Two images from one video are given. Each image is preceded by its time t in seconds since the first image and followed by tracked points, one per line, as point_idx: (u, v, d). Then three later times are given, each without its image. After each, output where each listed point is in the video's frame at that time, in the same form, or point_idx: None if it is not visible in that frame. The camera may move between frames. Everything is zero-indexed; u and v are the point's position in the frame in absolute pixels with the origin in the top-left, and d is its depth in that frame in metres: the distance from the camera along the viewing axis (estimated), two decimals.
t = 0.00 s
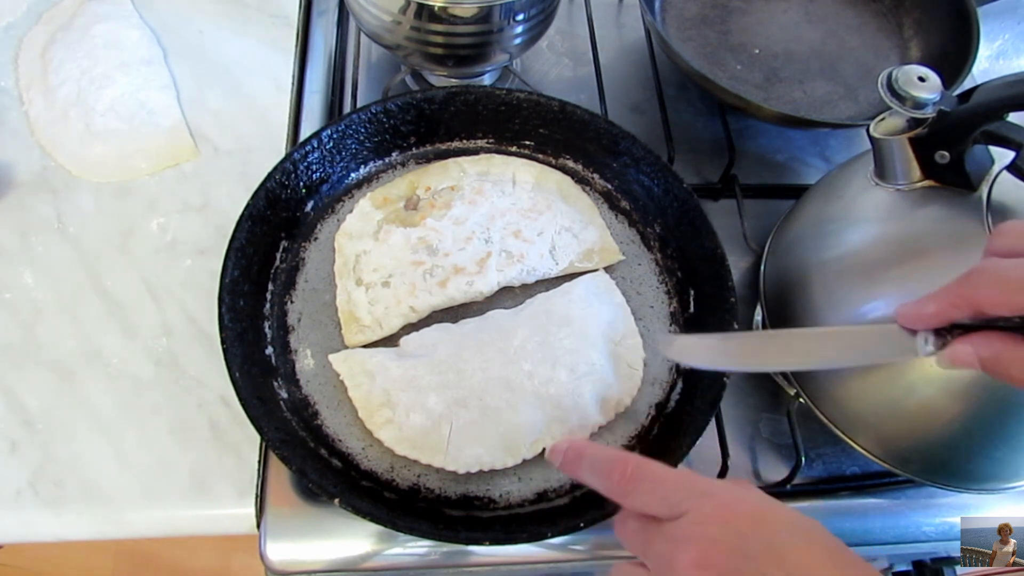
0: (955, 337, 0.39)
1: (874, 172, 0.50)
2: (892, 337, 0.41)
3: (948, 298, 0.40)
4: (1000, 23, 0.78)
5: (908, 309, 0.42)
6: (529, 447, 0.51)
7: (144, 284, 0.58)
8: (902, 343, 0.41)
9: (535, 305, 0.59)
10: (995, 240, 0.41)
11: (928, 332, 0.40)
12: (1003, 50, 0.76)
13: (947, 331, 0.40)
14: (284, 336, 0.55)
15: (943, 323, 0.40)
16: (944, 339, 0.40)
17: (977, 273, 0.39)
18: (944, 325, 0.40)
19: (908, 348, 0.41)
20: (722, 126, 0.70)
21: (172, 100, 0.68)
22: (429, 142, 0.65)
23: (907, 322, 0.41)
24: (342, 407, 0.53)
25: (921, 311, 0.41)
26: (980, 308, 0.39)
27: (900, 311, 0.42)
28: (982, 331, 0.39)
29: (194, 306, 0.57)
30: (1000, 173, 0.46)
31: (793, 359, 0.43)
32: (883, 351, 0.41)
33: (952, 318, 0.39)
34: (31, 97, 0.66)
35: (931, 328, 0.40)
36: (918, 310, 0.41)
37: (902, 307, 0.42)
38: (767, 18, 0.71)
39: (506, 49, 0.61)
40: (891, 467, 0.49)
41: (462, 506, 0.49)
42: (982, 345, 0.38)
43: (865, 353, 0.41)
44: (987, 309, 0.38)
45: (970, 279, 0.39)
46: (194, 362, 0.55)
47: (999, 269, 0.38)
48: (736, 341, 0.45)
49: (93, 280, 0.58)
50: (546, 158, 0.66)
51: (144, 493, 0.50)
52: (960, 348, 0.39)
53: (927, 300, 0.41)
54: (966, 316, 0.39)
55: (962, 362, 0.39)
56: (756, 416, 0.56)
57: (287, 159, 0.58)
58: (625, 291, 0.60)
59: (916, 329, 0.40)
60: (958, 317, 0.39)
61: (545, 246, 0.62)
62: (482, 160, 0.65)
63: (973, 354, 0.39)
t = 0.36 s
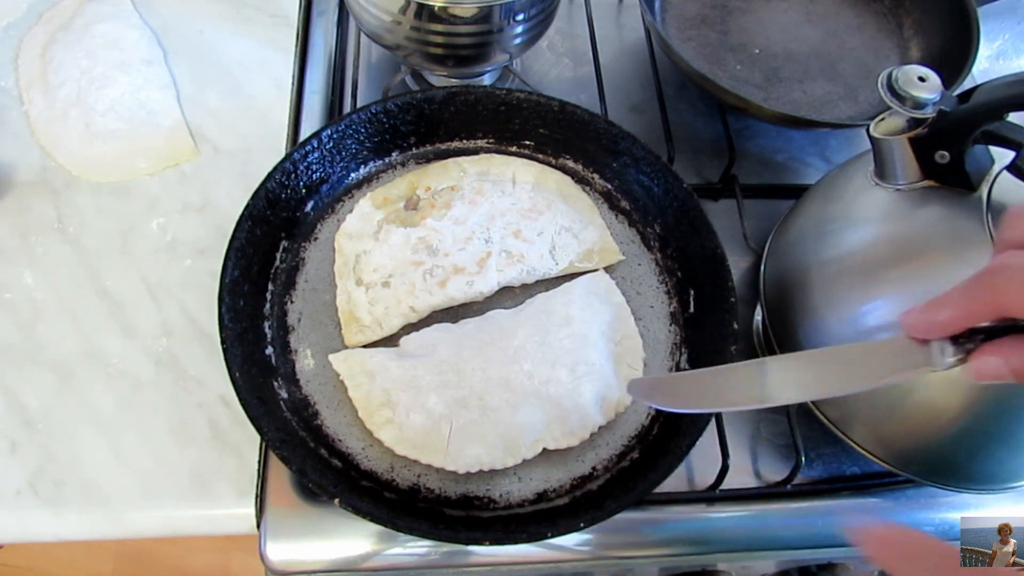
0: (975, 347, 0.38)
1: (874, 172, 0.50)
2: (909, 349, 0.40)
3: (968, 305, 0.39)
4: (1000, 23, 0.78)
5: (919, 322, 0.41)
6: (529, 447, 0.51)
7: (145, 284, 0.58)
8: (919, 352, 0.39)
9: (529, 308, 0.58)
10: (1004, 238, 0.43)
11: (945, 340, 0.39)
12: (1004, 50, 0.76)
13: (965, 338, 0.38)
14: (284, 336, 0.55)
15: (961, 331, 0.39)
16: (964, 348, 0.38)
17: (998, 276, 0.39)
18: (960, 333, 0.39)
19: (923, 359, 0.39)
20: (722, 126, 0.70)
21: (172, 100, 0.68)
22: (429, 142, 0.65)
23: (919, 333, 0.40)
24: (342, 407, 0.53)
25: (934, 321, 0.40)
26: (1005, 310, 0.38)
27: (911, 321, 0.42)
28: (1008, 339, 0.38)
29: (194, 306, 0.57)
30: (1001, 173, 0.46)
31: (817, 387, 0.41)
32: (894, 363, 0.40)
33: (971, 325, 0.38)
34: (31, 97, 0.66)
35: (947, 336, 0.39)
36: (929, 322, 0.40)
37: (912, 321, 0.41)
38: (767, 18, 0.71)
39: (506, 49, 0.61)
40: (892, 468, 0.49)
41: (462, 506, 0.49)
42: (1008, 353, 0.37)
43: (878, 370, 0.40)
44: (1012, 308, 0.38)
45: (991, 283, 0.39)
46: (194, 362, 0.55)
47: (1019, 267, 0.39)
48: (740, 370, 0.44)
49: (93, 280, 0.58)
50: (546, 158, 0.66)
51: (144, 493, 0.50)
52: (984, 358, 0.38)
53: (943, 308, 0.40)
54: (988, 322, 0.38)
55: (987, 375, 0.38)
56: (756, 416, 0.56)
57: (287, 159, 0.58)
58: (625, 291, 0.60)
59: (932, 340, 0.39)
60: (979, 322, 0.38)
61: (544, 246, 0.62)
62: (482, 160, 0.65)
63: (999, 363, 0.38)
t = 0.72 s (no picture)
0: (980, 327, 0.38)
1: (874, 172, 0.50)
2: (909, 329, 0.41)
3: (975, 285, 0.38)
4: (1000, 23, 0.78)
5: (923, 293, 0.41)
6: (530, 447, 0.51)
7: (145, 284, 0.58)
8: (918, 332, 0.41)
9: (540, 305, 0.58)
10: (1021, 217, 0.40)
11: (945, 318, 0.39)
12: (1003, 50, 0.76)
13: (968, 318, 0.39)
14: (284, 336, 0.55)
15: (963, 310, 0.39)
16: (967, 327, 0.39)
17: (1005, 256, 0.38)
18: (965, 311, 0.39)
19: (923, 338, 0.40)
20: (722, 126, 0.70)
21: (172, 100, 0.68)
22: (430, 142, 0.65)
23: (921, 307, 0.41)
24: (342, 407, 0.53)
25: (939, 297, 0.40)
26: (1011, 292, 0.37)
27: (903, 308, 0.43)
28: (1013, 322, 0.38)
29: (194, 307, 0.57)
30: (1000, 174, 0.46)
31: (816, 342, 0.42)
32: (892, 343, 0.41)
33: (975, 303, 0.39)
34: (31, 97, 0.66)
35: (952, 313, 0.39)
36: (934, 297, 0.40)
37: (914, 290, 0.42)
38: (767, 19, 0.71)
39: (506, 49, 0.61)
40: (892, 468, 0.49)
41: (462, 505, 0.49)
42: (1011, 338, 0.37)
43: (874, 344, 0.41)
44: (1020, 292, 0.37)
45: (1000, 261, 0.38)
46: (194, 362, 0.55)
47: None
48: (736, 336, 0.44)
49: (93, 280, 0.58)
50: (546, 158, 0.66)
51: (145, 493, 0.50)
52: (984, 340, 0.38)
53: (947, 284, 0.40)
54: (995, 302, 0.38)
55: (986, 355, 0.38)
56: (756, 416, 0.56)
57: (287, 159, 0.58)
58: (625, 291, 0.60)
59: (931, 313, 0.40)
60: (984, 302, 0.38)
61: (545, 246, 0.62)
62: (482, 160, 0.65)
63: (1001, 347, 0.38)
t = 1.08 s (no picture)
0: (915, 373, 0.38)
1: (874, 172, 0.50)
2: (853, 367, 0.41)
3: (903, 332, 0.37)
4: (1000, 23, 0.78)
5: (863, 336, 0.40)
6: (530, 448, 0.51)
7: (145, 284, 0.58)
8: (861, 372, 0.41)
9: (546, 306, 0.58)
10: (971, 253, 0.38)
11: (885, 363, 0.39)
12: (1004, 50, 0.76)
13: (905, 363, 0.38)
14: (284, 336, 0.55)
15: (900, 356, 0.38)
16: (903, 373, 0.38)
17: (932, 304, 0.36)
18: (902, 357, 0.38)
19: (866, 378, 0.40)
20: (722, 126, 0.70)
21: (172, 100, 0.68)
22: (430, 142, 0.65)
23: (863, 351, 0.40)
24: (342, 407, 0.53)
25: (877, 340, 0.39)
26: (936, 343, 0.36)
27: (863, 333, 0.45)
28: (947, 369, 0.37)
29: (194, 306, 0.57)
30: (1000, 173, 0.46)
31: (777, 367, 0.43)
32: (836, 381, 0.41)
33: (909, 351, 0.38)
34: (31, 97, 0.66)
35: (890, 359, 0.39)
36: (873, 340, 0.39)
37: (858, 332, 0.41)
38: (768, 18, 0.71)
39: (506, 49, 0.61)
40: (891, 467, 0.49)
41: (462, 505, 0.49)
42: (939, 387, 0.37)
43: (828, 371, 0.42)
44: (942, 344, 0.36)
45: (927, 307, 0.36)
46: (194, 362, 0.55)
47: (955, 301, 0.35)
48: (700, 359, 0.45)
49: (93, 280, 0.58)
50: (547, 158, 0.66)
51: (145, 493, 0.50)
52: (914, 386, 0.37)
53: (884, 328, 0.39)
54: (925, 349, 0.37)
55: (915, 402, 0.37)
56: (756, 416, 0.56)
57: (287, 159, 0.58)
58: (625, 291, 0.60)
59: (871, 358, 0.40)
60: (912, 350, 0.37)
61: (545, 246, 0.62)
62: (482, 160, 0.65)
63: (930, 395, 0.37)
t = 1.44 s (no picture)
0: (954, 361, 0.39)
1: (874, 172, 0.50)
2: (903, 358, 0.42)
3: (949, 321, 0.39)
4: (1000, 23, 0.78)
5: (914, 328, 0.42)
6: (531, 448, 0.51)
7: (145, 284, 0.58)
8: (906, 358, 0.42)
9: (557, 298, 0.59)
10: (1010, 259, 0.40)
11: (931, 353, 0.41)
12: (1004, 50, 0.76)
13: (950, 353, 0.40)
14: (284, 336, 0.55)
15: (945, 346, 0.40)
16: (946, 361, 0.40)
17: (976, 294, 0.38)
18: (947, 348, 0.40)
19: (908, 365, 0.42)
20: (722, 126, 0.70)
21: (172, 100, 0.68)
22: (430, 142, 0.65)
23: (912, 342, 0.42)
24: (342, 407, 0.53)
25: (925, 331, 0.41)
26: (980, 332, 0.38)
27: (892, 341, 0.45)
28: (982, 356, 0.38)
29: (194, 306, 0.57)
30: (1000, 173, 0.46)
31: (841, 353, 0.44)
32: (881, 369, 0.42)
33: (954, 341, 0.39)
34: (31, 97, 0.66)
35: (937, 350, 0.40)
36: (921, 330, 0.41)
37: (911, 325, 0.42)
38: (767, 18, 0.71)
39: (506, 49, 0.61)
40: (891, 468, 0.49)
41: (462, 505, 0.49)
42: (974, 370, 0.38)
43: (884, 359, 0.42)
44: (986, 334, 0.37)
45: (970, 298, 0.38)
46: (194, 362, 0.55)
47: (995, 291, 0.37)
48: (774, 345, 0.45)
49: (93, 280, 0.58)
50: (546, 158, 0.66)
51: (144, 493, 0.50)
52: (954, 370, 0.39)
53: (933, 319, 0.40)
54: (969, 339, 0.39)
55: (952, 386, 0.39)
56: (756, 416, 0.56)
57: (286, 159, 0.58)
58: (625, 291, 0.60)
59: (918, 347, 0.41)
60: (958, 340, 0.39)
61: (545, 246, 0.62)
62: (482, 160, 0.65)
63: (965, 379, 0.39)
